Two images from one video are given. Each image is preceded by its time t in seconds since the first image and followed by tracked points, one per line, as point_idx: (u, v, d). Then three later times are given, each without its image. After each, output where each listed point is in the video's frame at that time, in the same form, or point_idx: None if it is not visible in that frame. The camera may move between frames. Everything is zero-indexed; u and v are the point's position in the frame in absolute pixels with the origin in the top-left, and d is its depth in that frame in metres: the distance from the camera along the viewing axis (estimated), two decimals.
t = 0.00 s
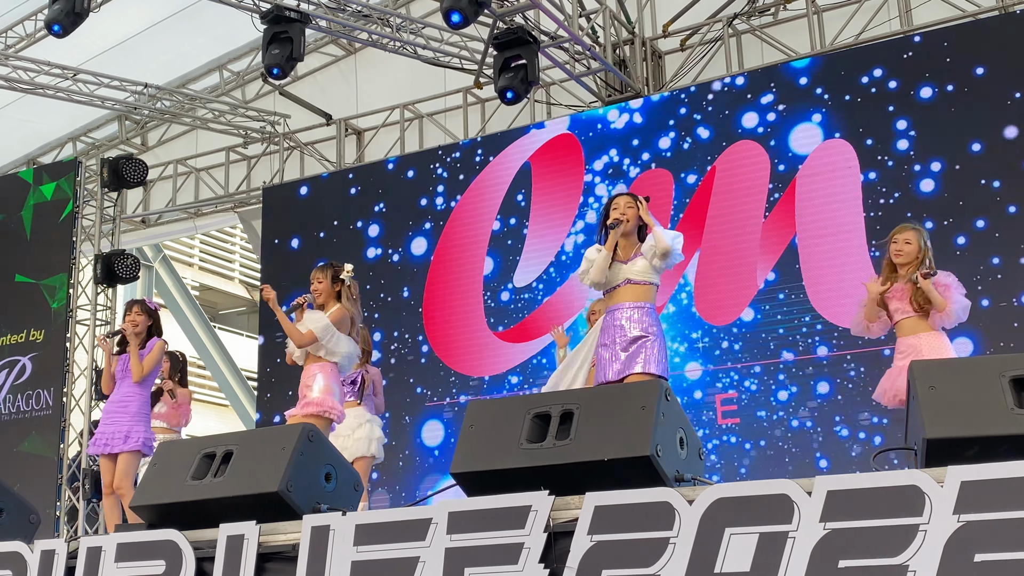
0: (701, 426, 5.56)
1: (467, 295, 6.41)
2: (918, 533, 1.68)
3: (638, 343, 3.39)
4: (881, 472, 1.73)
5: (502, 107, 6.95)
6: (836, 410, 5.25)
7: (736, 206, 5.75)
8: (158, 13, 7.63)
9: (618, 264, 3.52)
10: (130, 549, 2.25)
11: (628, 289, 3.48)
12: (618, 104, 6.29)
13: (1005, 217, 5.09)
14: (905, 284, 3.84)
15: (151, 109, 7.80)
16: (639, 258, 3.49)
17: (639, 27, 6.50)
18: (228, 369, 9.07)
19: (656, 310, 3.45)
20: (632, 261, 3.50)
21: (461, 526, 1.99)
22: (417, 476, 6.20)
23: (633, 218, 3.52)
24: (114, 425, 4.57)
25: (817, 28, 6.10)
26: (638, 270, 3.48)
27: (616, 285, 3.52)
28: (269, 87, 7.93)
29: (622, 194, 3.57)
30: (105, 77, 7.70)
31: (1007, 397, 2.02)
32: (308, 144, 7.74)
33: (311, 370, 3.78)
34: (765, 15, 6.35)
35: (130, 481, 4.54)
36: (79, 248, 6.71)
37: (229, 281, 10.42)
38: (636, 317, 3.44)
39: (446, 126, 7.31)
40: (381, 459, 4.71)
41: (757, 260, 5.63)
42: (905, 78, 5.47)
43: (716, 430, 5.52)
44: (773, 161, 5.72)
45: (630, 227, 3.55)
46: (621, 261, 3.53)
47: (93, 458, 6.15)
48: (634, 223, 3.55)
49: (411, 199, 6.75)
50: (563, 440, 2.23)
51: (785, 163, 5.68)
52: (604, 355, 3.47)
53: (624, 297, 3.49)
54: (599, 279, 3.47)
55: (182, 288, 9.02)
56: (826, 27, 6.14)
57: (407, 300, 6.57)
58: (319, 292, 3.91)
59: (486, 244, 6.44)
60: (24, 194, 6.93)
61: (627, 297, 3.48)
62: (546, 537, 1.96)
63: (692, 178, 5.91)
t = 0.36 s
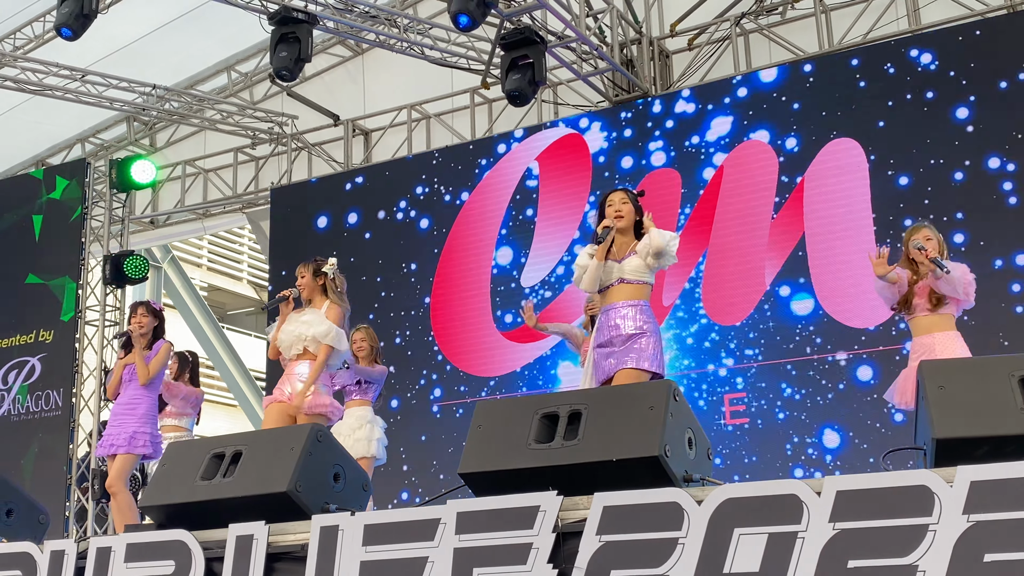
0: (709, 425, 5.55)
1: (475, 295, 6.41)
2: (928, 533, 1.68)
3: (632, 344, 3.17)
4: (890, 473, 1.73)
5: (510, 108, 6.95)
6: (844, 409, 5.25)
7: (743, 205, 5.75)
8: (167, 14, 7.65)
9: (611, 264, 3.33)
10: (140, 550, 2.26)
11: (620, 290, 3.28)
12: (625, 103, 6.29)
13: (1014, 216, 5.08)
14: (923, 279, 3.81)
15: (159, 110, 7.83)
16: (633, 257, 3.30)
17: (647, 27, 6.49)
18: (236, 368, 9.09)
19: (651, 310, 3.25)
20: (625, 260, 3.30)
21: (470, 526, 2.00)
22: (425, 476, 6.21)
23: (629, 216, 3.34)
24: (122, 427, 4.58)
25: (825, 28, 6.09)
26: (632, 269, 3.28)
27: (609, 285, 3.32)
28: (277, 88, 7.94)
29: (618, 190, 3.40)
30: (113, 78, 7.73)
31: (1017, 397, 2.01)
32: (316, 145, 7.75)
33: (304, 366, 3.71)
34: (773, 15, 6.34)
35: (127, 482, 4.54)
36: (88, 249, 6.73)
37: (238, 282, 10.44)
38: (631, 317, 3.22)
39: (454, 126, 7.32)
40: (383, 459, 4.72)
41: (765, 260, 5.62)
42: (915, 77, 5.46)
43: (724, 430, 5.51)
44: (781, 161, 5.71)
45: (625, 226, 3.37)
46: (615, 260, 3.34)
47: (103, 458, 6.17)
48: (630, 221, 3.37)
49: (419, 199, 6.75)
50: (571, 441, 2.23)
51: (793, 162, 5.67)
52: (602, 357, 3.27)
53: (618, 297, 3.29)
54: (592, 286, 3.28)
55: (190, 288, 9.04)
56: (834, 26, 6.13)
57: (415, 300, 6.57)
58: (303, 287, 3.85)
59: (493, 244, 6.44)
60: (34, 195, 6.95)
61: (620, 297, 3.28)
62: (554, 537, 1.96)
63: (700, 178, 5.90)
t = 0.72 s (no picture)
0: (718, 426, 5.54)
1: (482, 295, 6.41)
2: (937, 534, 1.67)
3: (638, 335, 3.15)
4: (899, 473, 1.72)
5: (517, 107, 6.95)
6: (852, 411, 5.23)
7: (752, 205, 5.73)
8: (175, 15, 7.67)
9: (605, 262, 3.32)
10: (148, 550, 2.27)
11: (613, 288, 3.28)
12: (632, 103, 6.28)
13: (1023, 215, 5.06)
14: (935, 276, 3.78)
15: (167, 111, 7.84)
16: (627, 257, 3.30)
17: (654, 26, 6.47)
18: (246, 372, 9.09)
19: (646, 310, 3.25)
20: (620, 259, 3.30)
21: (477, 527, 2.00)
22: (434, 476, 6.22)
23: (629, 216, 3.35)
24: (128, 427, 4.59)
25: (833, 27, 6.08)
26: (627, 268, 3.28)
27: (602, 283, 3.32)
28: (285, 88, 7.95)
29: (620, 189, 3.39)
30: (122, 80, 7.75)
31: None
32: (323, 146, 7.75)
33: (302, 367, 3.69)
34: (781, 13, 6.33)
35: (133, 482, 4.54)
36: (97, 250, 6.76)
37: (246, 282, 10.46)
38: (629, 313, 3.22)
39: (461, 126, 7.32)
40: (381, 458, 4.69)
41: (773, 259, 5.61)
42: (923, 76, 5.44)
43: (733, 430, 5.50)
44: (789, 160, 5.70)
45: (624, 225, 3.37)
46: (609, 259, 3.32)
47: (111, 458, 6.19)
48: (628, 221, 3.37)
49: (427, 199, 6.76)
50: (579, 441, 2.22)
51: (801, 162, 5.66)
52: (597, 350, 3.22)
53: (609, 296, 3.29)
54: (587, 291, 3.28)
55: (198, 288, 9.05)
56: (842, 25, 6.11)
57: (423, 300, 6.57)
58: (301, 287, 3.85)
59: (501, 244, 6.44)
60: (43, 197, 6.97)
61: (614, 296, 3.28)
62: (562, 537, 1.95)
63: (707, 177, 5.89)
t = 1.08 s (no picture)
0: (725, 426, 5.53)
1: (489, 296, 6.41)
2: (945, 534, 1.67)
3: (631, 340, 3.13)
4: (906, 473, 1.71)
5: (523, 108, 6.96)
6: (859, 410, 5.22)
7: (759, 205, 5.73)
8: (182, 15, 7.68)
9: (605, 259, 3.32)
10: (156, 550, 2.27)
11: (614, 285, 3.27)
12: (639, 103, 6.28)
13: None
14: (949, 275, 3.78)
15: (174, 112, 7.86)
16: (626, 252, 3.28)
17: (660, 25, 6.46)
18: (253, 372, 9.13)
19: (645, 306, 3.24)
20: (619, 255, 3.29)
21: (484, 527, 2.00)
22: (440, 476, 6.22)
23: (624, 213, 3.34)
24: (137, 427, 4.59)
25: (840, 26, 6.06)
26: (626, 264, 3.27)
27: (602, 280, 3.31)
28: (291, 89, 7.97)
29: (614, 186, 3.38)
30: (129, 81, 7.76)
31: None
32: (330, 146, 7.76)
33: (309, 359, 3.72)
34: (788, 13, 6.32)
35: (139, 483, 4.52)
36: (104, 251, 6.78)
37: (253, 283, 10.48)
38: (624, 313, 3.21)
39: (467, 126, 7.32)
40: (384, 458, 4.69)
41: (781, 259, 5.60)
42: (930, 75, 5.43)
43: (741, 430, 5.49)
44: (796, 159, 5.69)
45: (620, 222, 3.36)
46: (608, 255, 3.32)
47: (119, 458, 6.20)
48: (624, 217, 3.36)
49: (434, 199, 6.76)
50: (586, 442, 2.22)
51: (809, 162, 5.65)
52: (589, 347, 3.18)
53: (610, 293, 3.27)
54: (589, 290, 3.28)
55: (205, 288, 9.07)
56: (849, 24, 6.10)
57: (429, 301, 6.58)
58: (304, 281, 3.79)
59: (507, 245, 6.44)
60: (50, 198, 6.99)
61: (615, 292, 3.26)
62: (569, 537, 1.95)
63: (715, 177, 5.89)
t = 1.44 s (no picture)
0: (731, 425, 5.53)
1: (494, 296, 6.41)
2: (949, 534, 1.66)
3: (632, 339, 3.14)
4: (911, 473, 1.71)
5: (528, 108, 6.96)
6: (864, 408, 5.22)
7: (763, 205, 5.72)
8: (187, 16, 7.69)
9: (600, 259, 3.33)
10: (161, 551, 2.28)
11: (606, 285, 3.28)
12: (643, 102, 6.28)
13: None
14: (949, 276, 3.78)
15: (179, 113, 7.88)
16: (621, 254, 3.29)
17: (665, 25, 6.46)
18: (256, 369, 9.10)
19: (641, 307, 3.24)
20: (613, 256, 3.30)
21: (488, 527, 2.00)
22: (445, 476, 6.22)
23: (622, 214, 3.33)
24: (144, 427, 4.60)
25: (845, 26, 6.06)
26: (620, 265, 3.28)
27: (596, 280, 3.32)
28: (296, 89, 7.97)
29: (612, 186, 3.37)
30: (134, 82, 7.78)
31: None
32: (335, 146, 7.76)
33: (328, 358, 3.73)
34: (793, 12, 6.32)
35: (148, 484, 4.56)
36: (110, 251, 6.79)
37: (258, 283, 10.49)
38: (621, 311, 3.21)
39: (472, 126, 7.32)
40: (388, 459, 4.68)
41: (785, 259, 5.59)
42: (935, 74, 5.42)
43: (746, 430, 5.48)
44: (801, 159, 5.68)
45: (618, 222, 3.36)
46: (603, 255, 3.33)
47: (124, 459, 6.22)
48: (621, 218, 3.36)
49: (438, 199, 6.76)
50: (590, 442, 2.22)
51: (813, 162, 5.64)
52: (594, 349, 3.22)
53: (603, 293, 3.28)
54: (582, 288, 3.28)
55: (210, 288, 9.08)
56: (854, 24, 6.09)
57: (434, 301, 6.58)
58: (319, 281, 3.82)
59: (512, 245, 6.44)
60: (56, 198, 7.00)
61: (608, 292, 3.26)
62: (574, 537, 1.95)
63: (719, 177, 5.88)
